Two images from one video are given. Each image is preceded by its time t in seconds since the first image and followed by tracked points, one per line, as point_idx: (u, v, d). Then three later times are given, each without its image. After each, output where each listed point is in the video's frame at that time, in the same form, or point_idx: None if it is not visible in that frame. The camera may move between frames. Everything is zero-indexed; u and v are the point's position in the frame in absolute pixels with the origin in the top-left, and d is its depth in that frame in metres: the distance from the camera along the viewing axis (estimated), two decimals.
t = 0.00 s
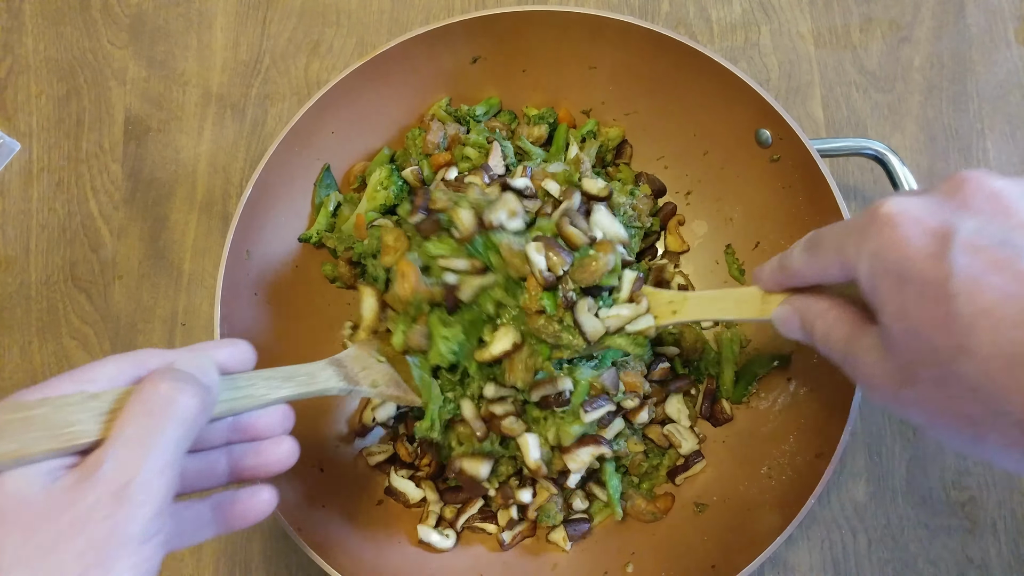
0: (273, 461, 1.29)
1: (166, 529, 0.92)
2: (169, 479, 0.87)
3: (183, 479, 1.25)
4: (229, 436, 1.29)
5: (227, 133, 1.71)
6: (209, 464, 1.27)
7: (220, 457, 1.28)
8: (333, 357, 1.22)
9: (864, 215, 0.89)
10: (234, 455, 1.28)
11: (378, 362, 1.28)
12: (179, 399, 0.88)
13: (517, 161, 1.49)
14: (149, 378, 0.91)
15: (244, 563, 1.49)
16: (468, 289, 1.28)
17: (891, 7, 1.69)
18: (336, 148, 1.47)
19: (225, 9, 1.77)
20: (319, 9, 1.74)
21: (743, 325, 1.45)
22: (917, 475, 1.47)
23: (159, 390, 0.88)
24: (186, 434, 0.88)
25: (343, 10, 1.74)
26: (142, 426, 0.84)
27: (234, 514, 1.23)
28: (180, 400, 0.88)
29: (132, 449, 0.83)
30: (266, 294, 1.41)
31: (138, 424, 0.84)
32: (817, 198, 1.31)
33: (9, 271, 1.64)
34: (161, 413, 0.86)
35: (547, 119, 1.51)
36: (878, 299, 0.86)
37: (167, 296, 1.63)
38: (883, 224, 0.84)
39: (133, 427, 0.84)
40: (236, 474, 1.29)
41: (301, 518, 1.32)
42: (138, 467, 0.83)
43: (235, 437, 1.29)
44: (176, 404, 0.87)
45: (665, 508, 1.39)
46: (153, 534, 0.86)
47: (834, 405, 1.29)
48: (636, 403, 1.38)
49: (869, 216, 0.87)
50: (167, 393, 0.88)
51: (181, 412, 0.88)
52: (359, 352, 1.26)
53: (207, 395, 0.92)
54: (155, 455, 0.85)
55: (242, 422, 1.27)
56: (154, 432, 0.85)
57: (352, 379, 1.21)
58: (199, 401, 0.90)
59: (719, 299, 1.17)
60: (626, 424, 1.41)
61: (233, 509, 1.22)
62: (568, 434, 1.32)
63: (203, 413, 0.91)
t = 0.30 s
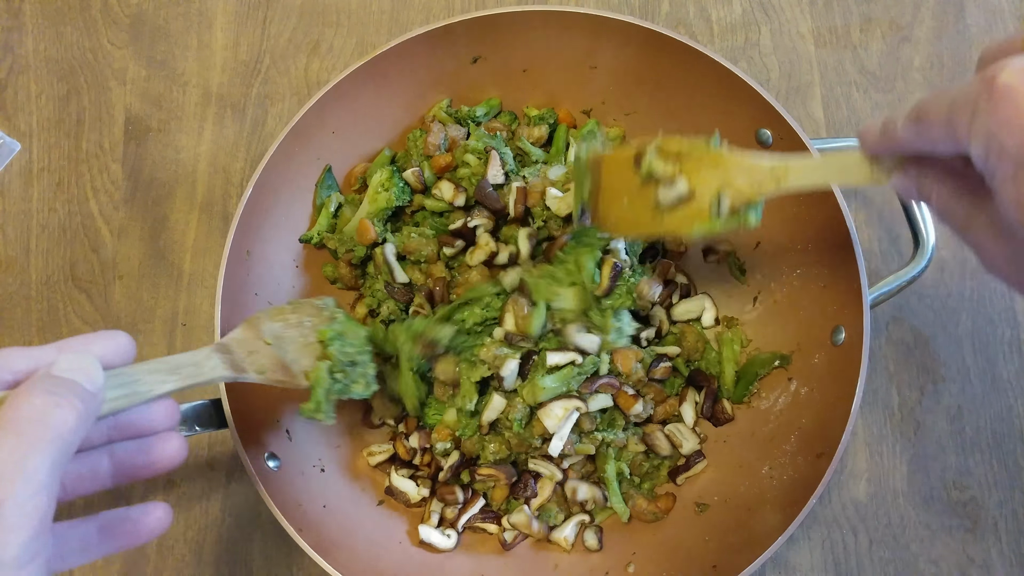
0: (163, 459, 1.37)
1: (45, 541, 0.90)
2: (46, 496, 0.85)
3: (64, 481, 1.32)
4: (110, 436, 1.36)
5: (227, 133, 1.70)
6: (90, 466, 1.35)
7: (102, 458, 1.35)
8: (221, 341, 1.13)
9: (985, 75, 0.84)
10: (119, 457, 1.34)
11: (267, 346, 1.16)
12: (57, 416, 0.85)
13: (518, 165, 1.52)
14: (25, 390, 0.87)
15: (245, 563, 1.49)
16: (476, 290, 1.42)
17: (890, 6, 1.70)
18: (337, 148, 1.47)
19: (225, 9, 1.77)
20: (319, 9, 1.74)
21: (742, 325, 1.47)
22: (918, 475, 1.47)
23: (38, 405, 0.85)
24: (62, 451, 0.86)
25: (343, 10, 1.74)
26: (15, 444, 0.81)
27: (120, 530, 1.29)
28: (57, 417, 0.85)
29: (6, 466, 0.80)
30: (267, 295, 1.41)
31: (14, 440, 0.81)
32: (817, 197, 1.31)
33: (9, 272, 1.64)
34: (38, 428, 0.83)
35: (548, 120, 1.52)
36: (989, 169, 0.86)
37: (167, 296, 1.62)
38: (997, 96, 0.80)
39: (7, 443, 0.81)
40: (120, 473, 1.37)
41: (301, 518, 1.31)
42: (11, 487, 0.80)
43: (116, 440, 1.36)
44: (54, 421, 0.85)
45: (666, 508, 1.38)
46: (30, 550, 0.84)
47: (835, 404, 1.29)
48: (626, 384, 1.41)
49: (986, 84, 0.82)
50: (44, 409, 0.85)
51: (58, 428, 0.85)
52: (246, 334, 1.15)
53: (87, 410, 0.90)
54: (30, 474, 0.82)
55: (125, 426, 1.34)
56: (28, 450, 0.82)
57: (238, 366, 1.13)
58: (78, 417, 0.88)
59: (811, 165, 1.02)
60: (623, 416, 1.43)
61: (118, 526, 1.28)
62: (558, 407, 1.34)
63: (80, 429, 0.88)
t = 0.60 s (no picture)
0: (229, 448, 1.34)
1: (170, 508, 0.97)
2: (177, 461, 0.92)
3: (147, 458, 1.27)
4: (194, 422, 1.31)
5: (227, 132, 1.70)
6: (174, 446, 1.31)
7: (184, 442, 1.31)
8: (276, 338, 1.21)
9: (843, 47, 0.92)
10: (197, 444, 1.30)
11: (315, 344, 1.25)
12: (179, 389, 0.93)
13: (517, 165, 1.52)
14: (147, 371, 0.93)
15: (244, 562, 1.49)
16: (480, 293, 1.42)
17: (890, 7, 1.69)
18: (336, 148, 1.47)
19: (225, 9, 1.77)
20: (318, 9, 1.74)
21: (742, 325, 1.46)
22: (917, 475, 1.47)
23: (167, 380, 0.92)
24: (188, 421, 0.93)
25: (343, 9, 1.74)
26: (155, 415, 0.89)
27: (201, 517, 1.25)
28: (181, 392, 0.93)
29: (148, 434, 0.87)
30: (266, 295, 1.41)
31: (151, 413, 0.88)
32: (816, 198, 1.31)
33: (9, 271, 1.64)
34: (169, 402, 0.91)
35: (547, 120, 1.52)
36: (869, 126, 0.92)
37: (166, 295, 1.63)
38: (855, 64, 0.89)
39: (145, 416, 0.88)
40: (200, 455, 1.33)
41: (300, 518, 1.31)
42: (155, 452, 0.88)
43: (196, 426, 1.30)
44: (179, 395, 0.92)
45: (665, 508, 1.39)
46: (168, 508, 0.91)
47: (835, 404, 1.28)
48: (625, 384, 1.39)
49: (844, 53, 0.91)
50: (170, 385, 0.92)
51: (184, 401, 0.93)
52: (297, 333, 1.24)
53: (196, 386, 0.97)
54: (167, 441, 0.90)
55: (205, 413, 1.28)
56: (164, 421, 0.89)
57: (292, 360, 1.21)
58: (194, 392, 0.95)
59: (778, 102, 1.11)
60: (622, 416, 1.43)
61: (202, 514, 1.25)
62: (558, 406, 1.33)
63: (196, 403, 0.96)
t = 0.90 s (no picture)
0: (330, 392, 1.37)
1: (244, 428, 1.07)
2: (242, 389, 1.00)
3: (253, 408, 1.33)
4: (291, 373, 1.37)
5: (227, 132, 1.70)
6: (276, 397, 1.36)
7: (285, 390, 1.36)
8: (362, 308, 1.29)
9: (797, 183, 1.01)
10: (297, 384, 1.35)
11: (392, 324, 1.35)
12: (239, 324, 0.99)
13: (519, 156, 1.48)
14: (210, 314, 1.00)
15: (245, 562, 1.49)
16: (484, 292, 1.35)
17: (891, 6, 1.69)
18: (337, 148, 1.47)
19: (225, 9, 1.77)
20: (318, 9, 1.74)
21: (742, 324, 1.46)
22: (917, 475, 1.47)
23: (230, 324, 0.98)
24: (252, 353, 1.01)
25: (343, 9, 1.74)
26: (213, 352, 0.96)
27: (303, 427, 1.30)
28: (240, 327, 0.99)
29: (212, 369, 0.95)
30: (266, 294, 1.41)
31: (213, 350, 0.96)
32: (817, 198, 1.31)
33: (9, 271, 1.64)
34: (227, 340, 0.97)
35: (552, 119, 1.50)
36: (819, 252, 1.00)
37: (167, 296, 1.62)
38: (815, 189, 0.97)
39: (208, 354, 0.95)
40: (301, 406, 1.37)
41: (301, 518, 1.31)
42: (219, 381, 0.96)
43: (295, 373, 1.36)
44: (239, 332, 0.99)
45: (670, 510, 1.39)
46: (237, 431, 1.00)
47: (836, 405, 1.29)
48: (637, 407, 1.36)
49: (801, 179, 1.00)
50: (229, 324, 0.98)
51: (244, 336, 0.99)
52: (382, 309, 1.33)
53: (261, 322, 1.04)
54: (230, 373, 0.97)
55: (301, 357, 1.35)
56: (223, 357, 0.96)
57: (377, 329, 1.29)
58: (257, 327, 1.02)
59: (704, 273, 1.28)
60: (631, 437, 1.40)
61: (300, 424, 1.29)
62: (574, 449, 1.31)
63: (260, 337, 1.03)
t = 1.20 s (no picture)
0: (273, 439, 1.28)
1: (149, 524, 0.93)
2: (143, 480, 0.87)
3: (180, 465, 1.24)
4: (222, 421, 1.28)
5: (227, 132, 1.71)
6: (205, 449, 1.27)
7: (214, 442, 1.27)
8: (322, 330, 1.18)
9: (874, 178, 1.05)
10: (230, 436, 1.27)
11: (371, 335, 1.23)
12: (146, 398, 0.88)
13: (520, 163, 1.52)
14: (116, 377, 0.90)
15: (245, 562, 1.49)
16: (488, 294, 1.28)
17: (890, 7, 1.69)
18: (336, 148, 1.47)
19: (225, 9, 1.77)
20: (318, 9, 1.74)
21: (742, 324, 1.46)
22: (917, 475, 1.47)
23: (128, 398, 0.87)
24: (159, 433, 0.89)
25: (343, 10, 1.74)
26: (112, 430, 0.84)
27: (232, 496, 1.21)
28: (149, 399, 0.88)
29: (106, 456, 0.83)
30: (267, 295, 1.41)
31: (107, 432, 0.84)
32: (817, 198, 1.31)
33: (9, 271, 1.64)
34: (130, 416, 0.86)
35: (553, 120, 1.52)
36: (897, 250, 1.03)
37: (166, 296, 1.63)
38: (892, 177, 1.02)
39: (98, 439, 0.83)
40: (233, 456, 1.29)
41: (301, 519, 1.31)
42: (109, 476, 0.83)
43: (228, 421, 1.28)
44: (148, 406, 0.88)
45: (677, 510, 1.39)
46: (129, 539, 0.86)
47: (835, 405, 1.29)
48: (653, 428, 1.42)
49: (880, 170, 1.04)
50: (129, 399, 0.87)
51: (151, 411, 0.88)
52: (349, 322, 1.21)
53: (178, 388, 0.93)
54: (129, 460, 0.85)
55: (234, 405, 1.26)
56: (123, 438, 0.85)
57: (336, 356, 1.18)
58: (169, 398, 0.90)
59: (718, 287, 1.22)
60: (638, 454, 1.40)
61: (231, 489, 1.20)
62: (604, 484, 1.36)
63: (173, 410, 0.91)
